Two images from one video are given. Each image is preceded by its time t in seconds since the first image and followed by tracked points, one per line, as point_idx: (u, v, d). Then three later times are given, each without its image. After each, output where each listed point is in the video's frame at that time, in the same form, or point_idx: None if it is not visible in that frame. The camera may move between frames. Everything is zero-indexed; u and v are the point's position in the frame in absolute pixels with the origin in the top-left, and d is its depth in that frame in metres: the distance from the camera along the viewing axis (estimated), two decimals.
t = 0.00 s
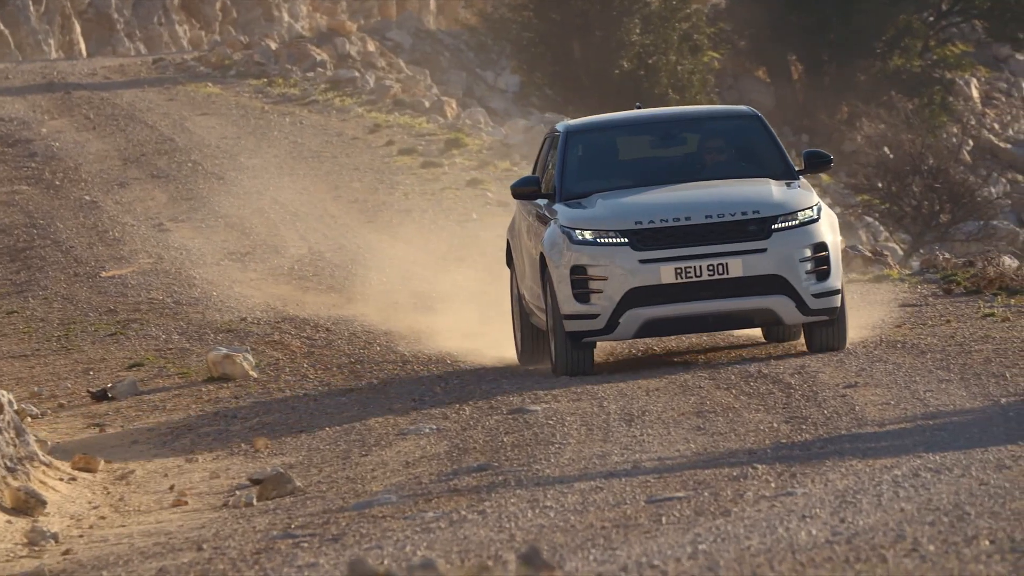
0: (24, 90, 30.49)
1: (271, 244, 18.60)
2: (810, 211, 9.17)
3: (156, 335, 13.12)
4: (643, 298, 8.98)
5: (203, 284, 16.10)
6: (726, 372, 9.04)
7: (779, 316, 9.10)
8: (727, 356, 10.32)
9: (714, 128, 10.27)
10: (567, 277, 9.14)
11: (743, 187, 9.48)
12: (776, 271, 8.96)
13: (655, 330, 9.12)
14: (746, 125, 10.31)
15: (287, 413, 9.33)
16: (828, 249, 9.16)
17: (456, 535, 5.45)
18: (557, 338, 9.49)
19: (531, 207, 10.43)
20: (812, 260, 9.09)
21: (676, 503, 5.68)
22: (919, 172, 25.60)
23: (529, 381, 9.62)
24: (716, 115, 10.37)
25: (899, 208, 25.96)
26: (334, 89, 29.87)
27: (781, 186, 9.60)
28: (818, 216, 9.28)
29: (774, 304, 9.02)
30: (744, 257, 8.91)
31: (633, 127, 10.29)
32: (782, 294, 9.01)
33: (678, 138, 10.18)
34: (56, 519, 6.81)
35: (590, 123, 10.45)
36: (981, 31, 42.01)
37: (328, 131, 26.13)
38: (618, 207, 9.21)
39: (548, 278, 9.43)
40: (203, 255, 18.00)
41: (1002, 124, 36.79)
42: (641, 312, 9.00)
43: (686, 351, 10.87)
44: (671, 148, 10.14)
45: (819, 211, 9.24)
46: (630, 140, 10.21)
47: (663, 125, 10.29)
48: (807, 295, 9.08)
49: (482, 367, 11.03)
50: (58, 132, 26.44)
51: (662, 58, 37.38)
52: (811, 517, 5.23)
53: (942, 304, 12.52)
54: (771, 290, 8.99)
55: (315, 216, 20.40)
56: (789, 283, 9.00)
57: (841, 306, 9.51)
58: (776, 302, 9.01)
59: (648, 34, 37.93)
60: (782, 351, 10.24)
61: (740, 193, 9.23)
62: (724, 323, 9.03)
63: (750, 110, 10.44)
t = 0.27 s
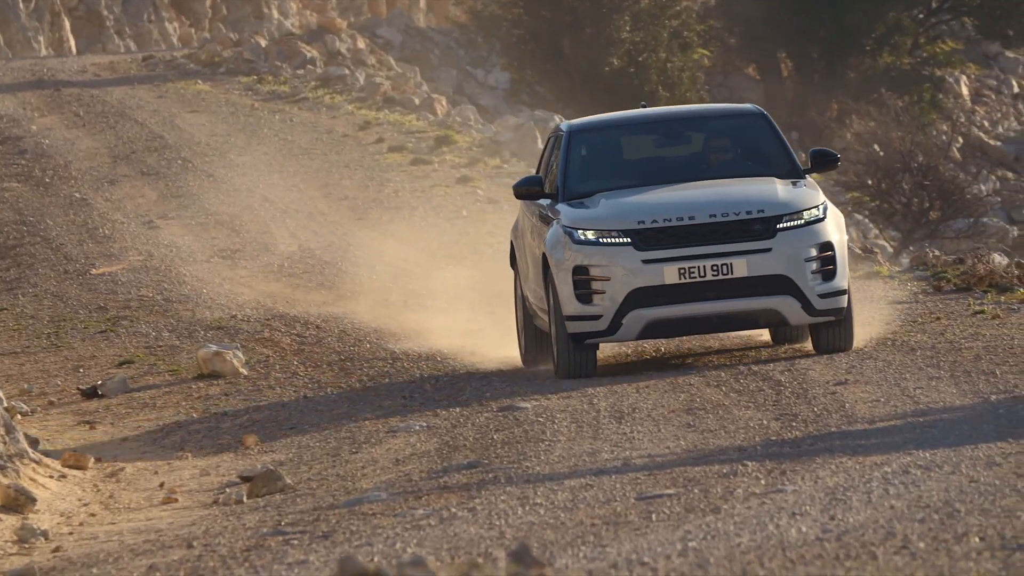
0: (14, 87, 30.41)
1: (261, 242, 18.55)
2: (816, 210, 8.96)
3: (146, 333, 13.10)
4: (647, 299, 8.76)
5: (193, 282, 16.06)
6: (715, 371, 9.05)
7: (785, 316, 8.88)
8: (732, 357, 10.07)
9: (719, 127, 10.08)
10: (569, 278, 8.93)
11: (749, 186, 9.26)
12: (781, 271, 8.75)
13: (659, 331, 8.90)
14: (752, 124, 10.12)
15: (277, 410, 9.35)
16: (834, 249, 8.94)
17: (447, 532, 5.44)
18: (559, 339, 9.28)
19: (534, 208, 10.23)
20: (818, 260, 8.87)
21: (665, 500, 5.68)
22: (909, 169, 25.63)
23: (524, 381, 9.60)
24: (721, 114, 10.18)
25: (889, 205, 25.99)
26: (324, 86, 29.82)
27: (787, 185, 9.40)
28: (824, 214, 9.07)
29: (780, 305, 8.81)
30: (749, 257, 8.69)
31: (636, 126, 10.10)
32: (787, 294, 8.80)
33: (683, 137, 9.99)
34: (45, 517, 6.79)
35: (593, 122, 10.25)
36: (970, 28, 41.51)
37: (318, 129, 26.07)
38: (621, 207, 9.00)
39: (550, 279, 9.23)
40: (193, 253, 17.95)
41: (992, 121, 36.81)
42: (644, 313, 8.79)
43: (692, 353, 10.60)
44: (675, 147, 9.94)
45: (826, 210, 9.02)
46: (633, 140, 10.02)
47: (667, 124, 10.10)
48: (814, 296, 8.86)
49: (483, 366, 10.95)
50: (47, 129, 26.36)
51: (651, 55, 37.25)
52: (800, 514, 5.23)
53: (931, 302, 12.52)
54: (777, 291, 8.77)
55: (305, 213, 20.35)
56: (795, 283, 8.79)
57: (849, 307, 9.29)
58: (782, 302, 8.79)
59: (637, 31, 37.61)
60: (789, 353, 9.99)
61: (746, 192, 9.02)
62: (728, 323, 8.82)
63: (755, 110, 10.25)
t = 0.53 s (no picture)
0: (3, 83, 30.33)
1: (250, 238, 18.52)
2: (822, 210, 8.77)
3: (135, 329, 13.07)
4: (650, 299, 8.58)
5: (182, 278, 16.04)
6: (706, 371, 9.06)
7: (791, 318, 8.69)
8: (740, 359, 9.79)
9: (726, 126, 9.90)
10: (571, 278, 8.75)
11: (754, 185, 9.08)
12: (787, 272, 8.56)
13: (663, 333, 8.72)
14: (758, 122, 9.96)
15: (267, 407, 9.34)
16: (841, 249, 8.76)
17: (436, 529, 5.43)
18: (561, 340, 9.09)
19: (537, 207, 10.05)
20: (824, 260, 8.69)
21: (655, 496, 5.68)
22: (899, 166, 25.62)
23: (519, 382, 9.57)
24: (727, 112, 10.01)
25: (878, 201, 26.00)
26: (313, 83, 29.75)
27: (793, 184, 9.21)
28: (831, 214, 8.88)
29: (786, 306, 8.62)
30: (754, 257, 8.51)
31: (642, 124, 9.92)
32: (794, 294, 8.62)
33: (689, 136, 9.82)
34: (35, 513, 6.77)
35: (599, 121, 10.08)
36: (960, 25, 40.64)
37: (307, 125, 26.03)
38: (625, 207, 8.82)
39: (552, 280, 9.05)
40: (183, 250, 17.91)
41: (981, 118, 36.79)
42: (647, 314, 8.60)
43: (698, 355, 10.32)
44: (681, 146, 9.76)
45: (832, 210, 8.84)
46: (639, 139, 9.85)
47: (673, 122, 9.92)
48: (820, 297, 8.68)
49: (483, 364, 10.89)
50: (37, 126, 26.30)
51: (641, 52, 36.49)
52: (790, 510, 5.23)
53: (921, 299, 12.53)
54: (783, 291, 8.59)
55: (294, 209, 20.32)
56: (801, 283, 8.61)
57: (856, 308, 9.11)
58: (788, 303, 8.61)
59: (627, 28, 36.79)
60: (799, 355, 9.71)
61: (751, 191, 8.84)
62: (733, 325, 8.63)
63: (762, 107, 10.08)
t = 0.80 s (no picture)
0: None
1: (241, 234, 18.48)
2: (829, 210, 8.61)
3: (126, 325, 13.04)
4: (653, 300, 8.42)
5: (173, 275, 16.00)
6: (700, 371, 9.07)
7: (797, 320, 8.52)
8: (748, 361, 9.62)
9: (733, 124, 9.72)
10: (574, 278, 8.59)
11: (759, 184, 8.92)
12: (792, 272, 8.40)
13: (666, 334, 8.55)
14: (766, 120, 9.78)
15: (257, 403, 9.34)
16: (848, 251, 8.59)
17: (426, 525, 5.42)
18: (564, 342, 8.93)
19: (541, 206, 9.90)
20: (830, 261, 8.52)
21: (646, 493, 5.67)
22: (889, 163, 25.63)
23: (516, 380, 9.55)
24: (735, 110, 9.83)
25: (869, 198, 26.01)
26: (304, 79, 29.68)
27: (799, 183, 9.05)
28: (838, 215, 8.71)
29: (791, 308, 8.46)
30: (759, 257, 8.35)
31: (648, 121, 9.76)
32: (799, 296, 8.45)
33: (696, 133, 9.65)
34: (25, 509, 6.74)
35: (605, 117, 9.92)
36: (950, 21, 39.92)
37: (298, 121, 25.97)
38: (628, 206, 8.67)
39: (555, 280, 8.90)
40: (174, 246, 17.87)
41: (972, 115, 36.79)
42: (650, 315, 8.44)
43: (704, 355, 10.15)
44: (688, 144, 9.60)
45: (839, 210, 8.68)
46: (645, 136, 9.68)
47: (680, 119, 9.76)
48: (826, 298, 8.51)
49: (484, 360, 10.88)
50: (27, 122, 26.23)
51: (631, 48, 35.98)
52: (781, 507, 5.22)
53: (912, 295, 12.54)
54: (788, 293, 8.43)
55: (285, 206, 20.28)
56: (807, 285, 8.44)
57: (864, 311, 8.93)
58: (794, 305, 8.44)
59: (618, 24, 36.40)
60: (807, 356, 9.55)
61: (757, 191, 8.68)
62: (737, 326, 8.47)
63: (771, 105, 9.90)
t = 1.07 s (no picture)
0: None
1: (234, 231, 18.45)
2: (835, 210, 8.39)
3: (119, 322, 13.01)
4: (656, 302, 8.23)
5: (165, 272, 15.96)
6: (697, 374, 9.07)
7: (801, 323, 8.32)
8: (756, 366, 9.41)
9: (738, 122, 9.55)
10: (576, 279, 8.42)
11: (764, 184, 8.71)
12: (796, 275, 8.20)
13: (669, 337, 8.37)
14: (772, 117, 9.59)
15: (250, 399, 9.34)
16: (854, 252, 8.38)
17: (419, 522, 5.41)
18: (565, 343, 8.75)
19: (545, 206, 9.73)
20: (836, 263, 8.31)
21: (638, 490, 5.66)
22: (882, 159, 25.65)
23: (513, 380, 9.51)
24: (741, 107, 9.65)
25: (862, 194, 26.03)
26: (297, 76, 29.62)
27: (805, 183, 8.83)
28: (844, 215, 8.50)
29: (795, 310, 8.25)
30: (763, 259, 8.15)
31: (653, 119, 9.58)
32: (803, 298, 8.25)
33: (700, 132, 9.48)
34: (18, 506, 6.73)
35: (609, 116, 9.75)
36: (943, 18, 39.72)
37: (291, 118, 25.93)
38: (631, 206, 8.48)
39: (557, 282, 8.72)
40: (167, 243, 17.83)
41: (964, 111, 36.79)
42: (653, 317, 8.25)
43: (711, 360, 9.94)
44: (693, 143, 9.43)
45: (845, 210, 8.46)
46: (648, 134, 9.52)
47: (684, 117, 9.58)
48: (832, 301, 8.30)
49: (482, 357, 10.88)
50: (20, 119, 26.18)
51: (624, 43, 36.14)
52: (774, 504, 5.22)
53: (905, 292, 12.55)
54: (791, 295, 8.23)
55: (278, 203, 20.24)
56: (812, 287, 8.24)
57: (871, 313, 8.71)
58: (798, 307, 8.24)
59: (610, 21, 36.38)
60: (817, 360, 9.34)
61: (762, 191, 8.48)
62: (741, 329, 8.27)
63: (778, 102, 9.71)
